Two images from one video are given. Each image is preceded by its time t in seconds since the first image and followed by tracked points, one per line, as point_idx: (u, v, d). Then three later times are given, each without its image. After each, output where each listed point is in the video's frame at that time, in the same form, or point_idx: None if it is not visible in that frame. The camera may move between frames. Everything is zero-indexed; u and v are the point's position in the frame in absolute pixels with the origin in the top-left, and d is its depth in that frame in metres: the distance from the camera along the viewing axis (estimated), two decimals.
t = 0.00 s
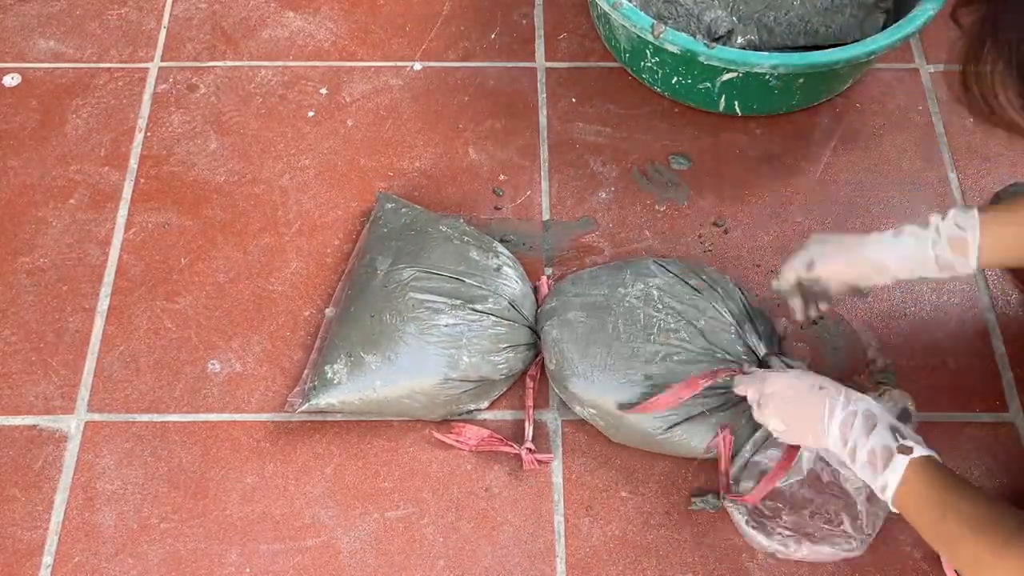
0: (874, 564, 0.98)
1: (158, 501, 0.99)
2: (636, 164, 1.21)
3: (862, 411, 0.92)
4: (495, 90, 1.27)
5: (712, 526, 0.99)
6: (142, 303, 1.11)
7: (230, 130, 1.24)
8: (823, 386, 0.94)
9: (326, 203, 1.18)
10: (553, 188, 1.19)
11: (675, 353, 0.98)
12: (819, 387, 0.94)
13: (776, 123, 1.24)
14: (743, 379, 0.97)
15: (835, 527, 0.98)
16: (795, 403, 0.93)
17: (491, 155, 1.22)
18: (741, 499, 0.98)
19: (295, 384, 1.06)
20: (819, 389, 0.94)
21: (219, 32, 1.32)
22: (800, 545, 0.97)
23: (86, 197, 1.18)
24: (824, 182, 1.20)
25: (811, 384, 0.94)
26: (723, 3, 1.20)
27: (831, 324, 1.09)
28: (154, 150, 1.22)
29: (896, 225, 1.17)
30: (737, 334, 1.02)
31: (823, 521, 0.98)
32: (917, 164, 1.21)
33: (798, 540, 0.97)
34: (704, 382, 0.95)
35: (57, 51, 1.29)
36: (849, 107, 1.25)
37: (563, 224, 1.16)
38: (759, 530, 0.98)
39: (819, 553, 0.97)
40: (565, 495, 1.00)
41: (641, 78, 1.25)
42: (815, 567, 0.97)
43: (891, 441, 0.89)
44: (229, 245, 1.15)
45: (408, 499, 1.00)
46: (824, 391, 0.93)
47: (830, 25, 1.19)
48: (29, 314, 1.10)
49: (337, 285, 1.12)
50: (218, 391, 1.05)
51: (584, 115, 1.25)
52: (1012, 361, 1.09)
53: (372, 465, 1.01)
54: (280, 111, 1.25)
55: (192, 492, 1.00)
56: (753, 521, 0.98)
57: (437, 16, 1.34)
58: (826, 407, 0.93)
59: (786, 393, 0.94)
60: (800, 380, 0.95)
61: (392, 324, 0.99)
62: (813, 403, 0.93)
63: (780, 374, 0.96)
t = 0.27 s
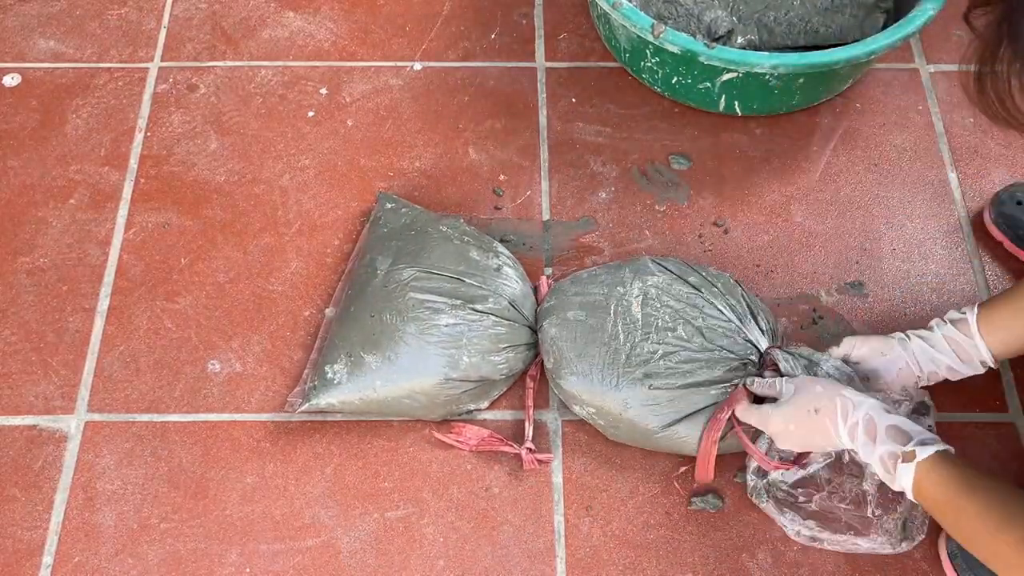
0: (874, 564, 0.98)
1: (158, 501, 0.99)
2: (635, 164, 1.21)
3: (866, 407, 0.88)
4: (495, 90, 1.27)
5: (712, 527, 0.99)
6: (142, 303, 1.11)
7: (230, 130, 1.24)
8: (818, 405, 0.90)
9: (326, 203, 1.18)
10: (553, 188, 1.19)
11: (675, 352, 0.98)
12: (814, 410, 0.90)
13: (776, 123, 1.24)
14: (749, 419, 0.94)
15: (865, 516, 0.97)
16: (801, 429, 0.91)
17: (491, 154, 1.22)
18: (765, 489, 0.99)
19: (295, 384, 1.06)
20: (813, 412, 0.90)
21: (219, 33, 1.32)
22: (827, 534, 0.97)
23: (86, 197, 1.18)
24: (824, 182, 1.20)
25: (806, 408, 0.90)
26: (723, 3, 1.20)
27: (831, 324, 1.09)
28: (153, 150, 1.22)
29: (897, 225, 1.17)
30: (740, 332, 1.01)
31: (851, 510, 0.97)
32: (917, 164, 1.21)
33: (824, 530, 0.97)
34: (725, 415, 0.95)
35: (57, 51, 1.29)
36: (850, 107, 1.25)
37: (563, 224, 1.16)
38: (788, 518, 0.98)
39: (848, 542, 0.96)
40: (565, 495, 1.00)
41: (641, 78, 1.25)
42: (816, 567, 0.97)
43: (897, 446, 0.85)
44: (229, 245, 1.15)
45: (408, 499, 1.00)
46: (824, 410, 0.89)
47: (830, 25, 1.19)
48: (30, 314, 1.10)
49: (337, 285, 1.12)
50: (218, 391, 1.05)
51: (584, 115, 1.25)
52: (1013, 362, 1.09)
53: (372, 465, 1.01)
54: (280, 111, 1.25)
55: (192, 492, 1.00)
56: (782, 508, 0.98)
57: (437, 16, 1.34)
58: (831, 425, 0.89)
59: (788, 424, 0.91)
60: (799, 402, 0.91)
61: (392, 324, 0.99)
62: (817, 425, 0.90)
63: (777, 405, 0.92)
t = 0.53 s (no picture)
0: (874, 564, 0.98)
1: (158, 501, 0.99)
2: (635, 164, 1.21)
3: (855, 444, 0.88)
4: (495, 90, 1.27)
5: (712, 527, 0.99)
6: (142, 303, 1.11)
7: (230, 130, 1.24)
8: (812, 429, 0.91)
9: (326, 203, 1.18)
10: (553, 188, 1.19)
11: (675, 352, 0.98)
12: (813, 433, 0.91)
13: (777, 123, 1.24)
14: (742, 409, 0.95)
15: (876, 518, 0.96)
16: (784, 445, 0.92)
17: (491, 154, 1.22)
18: (774, 491, 0.99)
19: (295, 384, 1.06)
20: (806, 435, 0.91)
21: (219, 33, 1.32)
22: (839, 537, 0.96)
23: (86, 197, 1.18)
24: (824, 182, 1.20)
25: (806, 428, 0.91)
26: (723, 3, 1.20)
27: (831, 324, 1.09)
28: (153, 150, 1.22)
29: (896, 225, 1.17)
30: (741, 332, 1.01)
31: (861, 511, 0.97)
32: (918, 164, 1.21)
33: (836, 531, 0.97)
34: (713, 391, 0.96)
35: (57, 51, 1.29)
36: (850, 107, 1.25)
37: (563, 224, 1.16)
38: (798, 523, 0.98)
39: (860, 543, 0.96)
40: (565, 495, 1.00)
41: (641, 78, 1.25)
42: (816, 567, 0.97)
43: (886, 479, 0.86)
44: (229, 245, 1.15)
45: (408, 499, 1.00)
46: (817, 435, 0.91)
47: (830, 24, 1.19)
48: (30, 314, 1.10)
49: (337, 285, 1.12)
50: (218, 391, 1.05)
51: (584, 115, 1.25)
52: (1013, 362, 1.09)
53: (372, 465, 1.01)
54: (280, 111, 1.25)
55: (192, 492, 1.00)
56: (791, 513, 0.98)
57: (437, 16, 1.34)
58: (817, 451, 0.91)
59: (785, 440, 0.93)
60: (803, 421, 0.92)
61: (391, 323, 0.99)
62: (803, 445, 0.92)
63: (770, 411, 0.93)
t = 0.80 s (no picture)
0: (874, 564, 0.98)
1: (158, 501, 0.99)
2: (635, 164, 1.21)
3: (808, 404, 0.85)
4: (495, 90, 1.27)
5: (712, 527, 0.99)
6: (142, 303, 1.11)
7: (231, 130, 1.24)
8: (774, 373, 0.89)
9: (326, 203, 1.18)
10: (553, 188, 1.19)
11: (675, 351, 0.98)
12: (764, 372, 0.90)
13: (777, 123, 1.24)
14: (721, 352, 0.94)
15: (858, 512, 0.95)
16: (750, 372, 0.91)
17: (491, 154, 1.22)
18: (758, 488, 0.99)
19: (295, 384, 1.06)
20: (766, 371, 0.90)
21: (219, 33, 1.32)
22: (822, 532, 0.96)
23: (86, 197, 1.18)
24: (824, 182, 1.20)
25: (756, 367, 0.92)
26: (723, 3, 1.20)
27: (830, 324, 1.10)
28: (154, 150, 1.22)
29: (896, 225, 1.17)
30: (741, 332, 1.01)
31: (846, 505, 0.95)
32: (918, 164, 1.21)
33: (819, 526, 0.96)
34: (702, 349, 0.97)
35: (57, 51, 1.29)
36: (850, 108, 1.25)
37: (563, 224, 1.16)
38: (781, 520, 0.97)
39: (843, 539, 0.95)
40: (564, 495, 1.00)
41: (641, 78, 1.25)
42: (816, 567, 0.97)
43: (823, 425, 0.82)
44: (229, 245, 1.15)
45: (408, 499, 1.00)
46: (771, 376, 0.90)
47: (830, 24, 1.19)
48: (30, 314, 1.10)
49: (337, 285, 1.12)
50: (218, 391, 1.05)
51: (584, 115, 1.25)
52: (1013, 361, 1.09)
53: (372, 465, 1.01)
54: (280, 111, 1.25)
55: (192, 492, 1.00)
56: (774, 511, 0.98)
57: (437, 16, 1.34)
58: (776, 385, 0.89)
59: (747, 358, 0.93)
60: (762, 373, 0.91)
61: (391, 323, 0.99)
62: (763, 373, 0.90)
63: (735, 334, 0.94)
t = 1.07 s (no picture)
0: (874, 564, 0.98)
1: (158, 501, 0.99)
2: (635, 164, 1.21)
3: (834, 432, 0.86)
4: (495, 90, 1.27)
5: (712, 527, 0.99)
6: (142, 303, 1.11)
7: (231, 130, 1.24)
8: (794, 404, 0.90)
9: (326, 203, 1.18)
10: (553, 188, 1.19)
11: (676, 350, 0.98)
12: (785, 403, 0.90)
13: (776, 123, 1.24)
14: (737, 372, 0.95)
15: (857, 524, 0.97)
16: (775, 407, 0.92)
17: (491, 154, 1.22)
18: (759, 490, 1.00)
19: (294, 384, 1.06)
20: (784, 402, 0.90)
21: (219, 33, 1.32)
22: (819, 540, 0.97)
23: (86, 197, 1.18)
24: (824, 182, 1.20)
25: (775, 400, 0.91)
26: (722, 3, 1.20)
27: (831, 324, 1.09)
28: (153, 150, 1.22)
29: (896, 225, 1.17)
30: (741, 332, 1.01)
31: (845, 518, 0.97)
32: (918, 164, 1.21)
33: (817, 534, 0.97)
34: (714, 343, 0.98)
35: (57, 51, 1.29)
36: (850, 108, 1.25)
37: (563, 224, 1.16)
38: (780, 525, 0.98)
39: (840, 548, 0.96)
40: (565, 495, 1.00)
41: (641, 78, 1.25)
42: (816, 567, 0.97)
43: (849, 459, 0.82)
44: (229, 245, 1.15)
45: (408, 499, 1.00)
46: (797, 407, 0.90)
47: (830, 24, 1.19)
48: (30, 314, 1.10)
49: (337, 285, 1.12)
50: (218, 391, 1.05)
51: (584, 115, 1.25)
52: (1012, 361, 1.09)
53: (372, 465, 1.01)
54: (280, 111, 1.25)
55: (192, 492, 1.00)
56: (774, 515, 0.98)
57: (437, 16, 1.34)
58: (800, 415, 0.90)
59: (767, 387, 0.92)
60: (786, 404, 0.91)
61: (391, 323, 0.99)
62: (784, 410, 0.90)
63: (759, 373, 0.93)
